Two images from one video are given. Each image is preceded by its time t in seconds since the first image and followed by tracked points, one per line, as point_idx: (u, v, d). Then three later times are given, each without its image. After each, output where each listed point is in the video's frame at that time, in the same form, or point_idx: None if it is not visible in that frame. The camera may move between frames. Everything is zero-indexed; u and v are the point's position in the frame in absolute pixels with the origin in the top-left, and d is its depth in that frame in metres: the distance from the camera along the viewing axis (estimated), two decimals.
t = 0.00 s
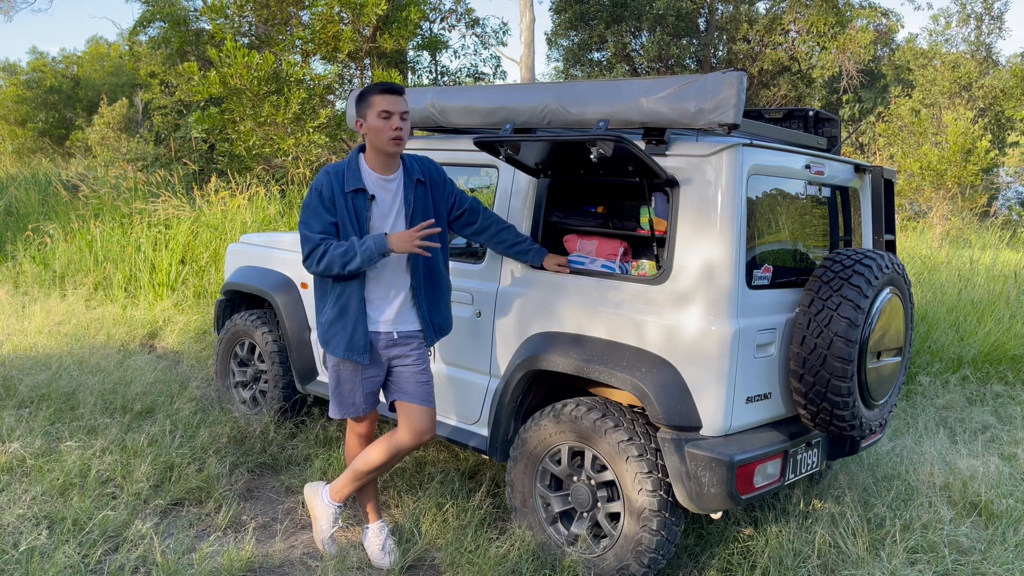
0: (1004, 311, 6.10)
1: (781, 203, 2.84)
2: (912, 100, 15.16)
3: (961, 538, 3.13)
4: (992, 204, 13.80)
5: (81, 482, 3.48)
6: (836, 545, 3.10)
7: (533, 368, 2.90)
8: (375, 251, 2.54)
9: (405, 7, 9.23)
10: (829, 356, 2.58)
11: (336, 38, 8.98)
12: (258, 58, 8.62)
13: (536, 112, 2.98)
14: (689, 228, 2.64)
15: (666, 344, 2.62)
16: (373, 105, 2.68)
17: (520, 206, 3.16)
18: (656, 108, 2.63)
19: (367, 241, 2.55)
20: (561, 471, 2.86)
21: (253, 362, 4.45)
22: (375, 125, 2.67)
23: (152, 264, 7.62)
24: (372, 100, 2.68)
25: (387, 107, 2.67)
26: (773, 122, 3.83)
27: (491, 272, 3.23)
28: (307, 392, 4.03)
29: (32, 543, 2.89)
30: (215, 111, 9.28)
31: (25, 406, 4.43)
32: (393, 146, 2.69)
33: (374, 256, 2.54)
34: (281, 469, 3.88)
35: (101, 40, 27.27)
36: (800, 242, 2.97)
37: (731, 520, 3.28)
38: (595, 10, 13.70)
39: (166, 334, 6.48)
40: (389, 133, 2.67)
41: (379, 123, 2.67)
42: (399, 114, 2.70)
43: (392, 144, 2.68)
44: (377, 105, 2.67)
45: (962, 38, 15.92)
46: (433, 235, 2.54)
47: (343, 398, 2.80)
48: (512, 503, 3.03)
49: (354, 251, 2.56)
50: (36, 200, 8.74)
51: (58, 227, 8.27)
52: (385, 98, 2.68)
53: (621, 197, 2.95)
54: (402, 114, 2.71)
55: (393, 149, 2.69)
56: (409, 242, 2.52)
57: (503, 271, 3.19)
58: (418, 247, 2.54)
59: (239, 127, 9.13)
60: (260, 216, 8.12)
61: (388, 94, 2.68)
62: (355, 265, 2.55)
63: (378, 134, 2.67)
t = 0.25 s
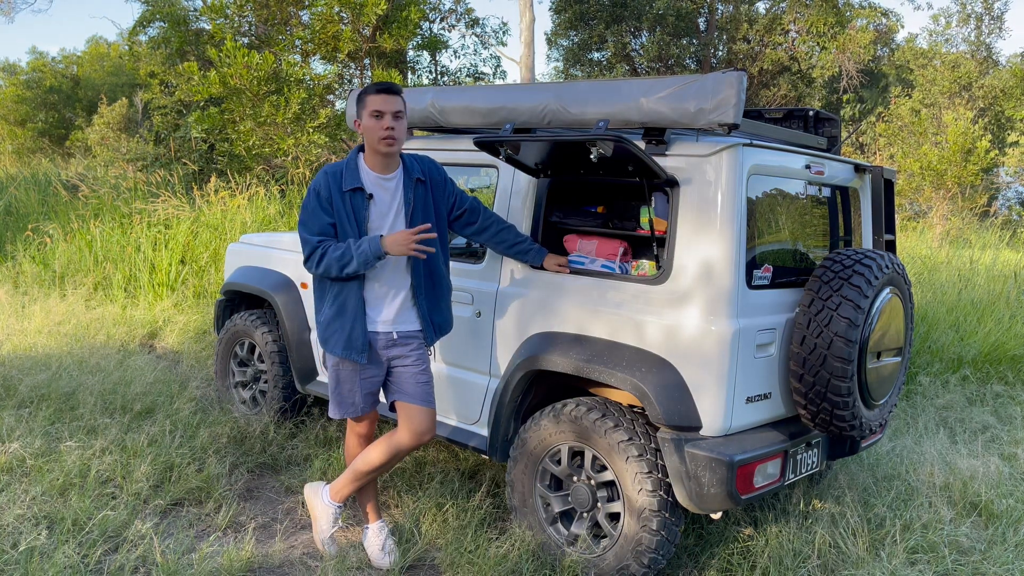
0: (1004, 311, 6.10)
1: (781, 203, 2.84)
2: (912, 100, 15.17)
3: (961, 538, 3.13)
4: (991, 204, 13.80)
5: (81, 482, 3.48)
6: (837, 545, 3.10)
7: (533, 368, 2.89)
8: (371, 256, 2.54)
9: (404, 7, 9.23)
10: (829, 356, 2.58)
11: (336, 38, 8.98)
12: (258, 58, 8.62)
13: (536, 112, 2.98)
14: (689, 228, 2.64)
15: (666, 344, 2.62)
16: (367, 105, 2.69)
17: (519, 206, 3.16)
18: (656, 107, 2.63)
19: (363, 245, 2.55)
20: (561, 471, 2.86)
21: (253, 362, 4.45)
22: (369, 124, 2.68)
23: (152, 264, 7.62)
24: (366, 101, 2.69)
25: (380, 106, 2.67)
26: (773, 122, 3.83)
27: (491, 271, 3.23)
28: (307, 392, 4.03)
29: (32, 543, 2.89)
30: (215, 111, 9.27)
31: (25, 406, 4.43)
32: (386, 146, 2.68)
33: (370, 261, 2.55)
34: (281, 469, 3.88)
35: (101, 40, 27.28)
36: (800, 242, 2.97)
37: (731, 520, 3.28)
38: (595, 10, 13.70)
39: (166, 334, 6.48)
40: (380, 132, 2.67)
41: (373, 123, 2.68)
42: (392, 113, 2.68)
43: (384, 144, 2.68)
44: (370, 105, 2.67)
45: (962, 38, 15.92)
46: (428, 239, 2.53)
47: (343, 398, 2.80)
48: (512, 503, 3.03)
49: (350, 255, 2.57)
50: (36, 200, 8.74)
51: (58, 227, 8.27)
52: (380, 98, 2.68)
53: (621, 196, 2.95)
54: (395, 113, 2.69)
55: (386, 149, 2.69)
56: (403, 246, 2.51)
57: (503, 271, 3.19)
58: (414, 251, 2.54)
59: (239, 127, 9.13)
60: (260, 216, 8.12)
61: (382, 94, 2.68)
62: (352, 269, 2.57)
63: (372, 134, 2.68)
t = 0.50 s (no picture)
0: (1004, 311, 6.10)
1: (781, 203, 2.84)
2: (912, 99, 15.18)
3: (961, 538, 3.12)
4: (991, 204, 13.80)
5: (81, 482, 3.48)
6: (837, 545, 3.10)
7: (533, 368, 2.89)
8: (370, 258, 2.54)
9: (404, 7, 9.23)
10: (829, 356, 2.58)
11: (336, 38, 8.98)
12: (258, 58, 8.62)
13: (536, 112, 2.98)
14: (689, 228, 2.64)
15: (666, 344, 2.62)
16: (365, 105, 2.69)
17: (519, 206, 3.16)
18: (656, 107, 2.63)
19: (362, 247, 2.56)
20: (561, 471, 2.86)
21: (253, 362, 4.45)
22: (367, 124, 2.68)
23: (152, 264, 7.61)
24: (364, 100, 2.69)
25: (377, 106, 2.66)
26: (773, 122, 3.83)
27: (491, 271, 3.23)
28: (307, 392, 4.03)
29: (32, 543, 2.89)
30: (215, 111, 9.28)
31: (25, 406, 4.43)
32: (383, 146, 2.69)
33: (369, 264, 2.55)
34: (281, 469, 3.88)
35: (101, 40, 27.28)
36: (800, 242, 2.97)
37: (731, 520, 3.28)
38: (595, 10, 13.70)
39: (166, 334, 6.48)
40: (378, 132, 2.67)
41: (370, 123, 2.68)
42: (389, 113, 2.68)
43: (381, 143, 2.68)
44: (367, 105, 2.67)
45: (962, 38, 15.92)
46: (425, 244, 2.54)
47: (342, 398, 2.80)
48: (512, 503, 3.03)
49: (349, 258, 2.58)
50: (35, 200, 8.74)
51: (58, 227, 8.27)
52: (377, 97, 2.68)
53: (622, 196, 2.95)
54: (392, 113, 2.69)
55: (384, 149, 2.69)
56: (401, 249, 2.51)
57: (503, 270, 3.19)
58: (412, 254, 2.54)
59: (239, 127, 9.13)
60: (260, 216, 8.12)
61: (380, 94, 2.68)
62: (351, 271, 2.58)
63: (369, 133, 2.68)
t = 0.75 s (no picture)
0: (1004, 311, 6.10)
1: (781, 203, 2.84)
2: (912, 99, 15.18)
3: (961, 538, 3.12)
4: (991, 204, 13.80)
5: (81, 482, 3.48)
6: (837, 545, 3.10)
7: (532, 368, 2.90)
8: (364, 254, 2.54)
9: (404, 7, 9.23)
10: (829, 356, 2.58)
11: (336, 38, 8.98)
12: (258, 58, 8.63)
13: (536, 112, 2.98)
14: (690, 228, 2.64)
15: (666, 344, 2.62)
16: (365, 104, 2.69)
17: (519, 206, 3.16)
18: (656, 107, 2.63)
19: (357, 244, 2.55)
20: (561, 471, 2.86)
21: (253, 362, 4.45)
22: (367, 124, 2.68)
23: (152, 264, 7.61)
24: (364, 100, 2.69)
25: (378, 106, 2.66)
26: (773, 122, 3.83)
27: (491, 271, 3.23)
28: (307, 392, 4.03)
29: (32, 543, 2.89)
30: (215, 111, 9.28)
31: (25, 406, 4.43)
32: (382, 146, 2.69)
33: (363, 260, 2.55)
34: (280, 469, 3.88)
35: (101, 40, 27.29)
36: (800, 242, 2.97)
37: (731, 520, 3.28)
38: (595, 10, 13.70)
39: (166, 334, 6.48)
40: (377, 132, 2.67)
41: (370, 122, 2.68)
42: (389, 113, 2.68)
43: (381, 144, 2.68)
44: (367, 105, 2.67)
45: (962, 38, 15.92)
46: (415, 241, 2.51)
47: (341, 397, 2.81)
48: (512, 503, 3.03)
49: (344, 257, 2.58)
50: (36, 200, 8.75)
51: (58, 227, 8.28)
52: (377, 98, 2.67)
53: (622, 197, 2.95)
54: (392, 113, 2.69)
55: (383, 149, 2.69)
56: (392, 244, 2.49)
57: (503, 270, 3.19)
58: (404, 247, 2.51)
59: (239, 128, 9.15)
60: (260, 216, 8.12)
61: (380, 94, 2.67)
62: (346, 269, 2.59)
63: (369, 133, 2.68)
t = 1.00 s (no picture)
0: (1004, 311, 6.10)
1: (781, 203, 2.84)
2: (912, 99, 15.18)
3: (961, 538, 3.12)
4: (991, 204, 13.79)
5: (81, 482, 3.48)
6: (837, 545, 3.10)
7: (532, 368, 2.90)
8: (364, 267, 2.55)
9: (405, 7, 9.24)
10: (829, 356, 2.58)
11: (336, 38, 8.98)
12: (258, 58, 8.63)
13: (536, 112, 2.98)
14: (690, 227, 2.64)
15: (666, 344, 2.62)
16: (367, 103, 2.70)
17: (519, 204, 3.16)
18: (656, 107, 2.62)
19: (357, 254, 2.56)
20: (561, 471, 2.86)
21: (253, 362, 4.45)
22: (368, 122, 2.68)
23: (152, 264, 7.61)
24: (366, 99, 2.70)
25: (380, 105, 2.67)
26: (773, 122, 3.83)
27: (491, 272, 3.23)
28: (307, 392, 4.03)
29: (32, 543, 2.89)
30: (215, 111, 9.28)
31: (25, 406, 4.43)
32: (383, 145, 2.69)
33: (363, 275, 2.56)
34: (280, 469, 3.88)
35: (101, 40, 27.30)
36: (800, 242, 2.97)
37: (731, 520, 3.28)
38: (595, 10, 13.70)
39: (166, 334, 6.48)
40: (379, 130, 2.67)
41: (371, 121, 2.68)
42: (391, 112, 2.68)
43: (382, 143, 2.68)
44: (370, 103, 2.68)
45: (962, 38, 15.92)
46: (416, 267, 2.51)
47: (339, 396, 2.81)
48: (512, 503, 3.03)
49: (343, 263, 2.58)
50: (36, 200, 8.75)
51: (58, 227, 8.28)
52: (379, 97, 2.68)
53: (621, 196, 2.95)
54: (394, 112, 2.69)
55: (384, 148, 2.69)
56: (392, 265, 2.50)
57: (503, 271, 3.19)
58: (404, 272, 2.51)
59: (239, 128, 9.15)
60: (260, 216, 8.12)
61: (383, 93, 2.69)
62: (345, 279, 2.59)
63: (370, 131, 2.68)
